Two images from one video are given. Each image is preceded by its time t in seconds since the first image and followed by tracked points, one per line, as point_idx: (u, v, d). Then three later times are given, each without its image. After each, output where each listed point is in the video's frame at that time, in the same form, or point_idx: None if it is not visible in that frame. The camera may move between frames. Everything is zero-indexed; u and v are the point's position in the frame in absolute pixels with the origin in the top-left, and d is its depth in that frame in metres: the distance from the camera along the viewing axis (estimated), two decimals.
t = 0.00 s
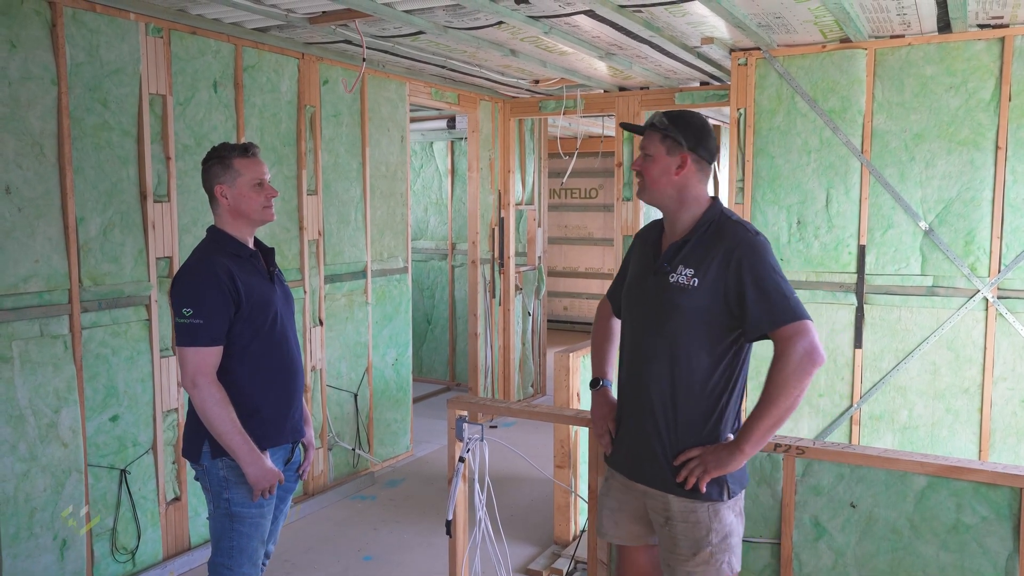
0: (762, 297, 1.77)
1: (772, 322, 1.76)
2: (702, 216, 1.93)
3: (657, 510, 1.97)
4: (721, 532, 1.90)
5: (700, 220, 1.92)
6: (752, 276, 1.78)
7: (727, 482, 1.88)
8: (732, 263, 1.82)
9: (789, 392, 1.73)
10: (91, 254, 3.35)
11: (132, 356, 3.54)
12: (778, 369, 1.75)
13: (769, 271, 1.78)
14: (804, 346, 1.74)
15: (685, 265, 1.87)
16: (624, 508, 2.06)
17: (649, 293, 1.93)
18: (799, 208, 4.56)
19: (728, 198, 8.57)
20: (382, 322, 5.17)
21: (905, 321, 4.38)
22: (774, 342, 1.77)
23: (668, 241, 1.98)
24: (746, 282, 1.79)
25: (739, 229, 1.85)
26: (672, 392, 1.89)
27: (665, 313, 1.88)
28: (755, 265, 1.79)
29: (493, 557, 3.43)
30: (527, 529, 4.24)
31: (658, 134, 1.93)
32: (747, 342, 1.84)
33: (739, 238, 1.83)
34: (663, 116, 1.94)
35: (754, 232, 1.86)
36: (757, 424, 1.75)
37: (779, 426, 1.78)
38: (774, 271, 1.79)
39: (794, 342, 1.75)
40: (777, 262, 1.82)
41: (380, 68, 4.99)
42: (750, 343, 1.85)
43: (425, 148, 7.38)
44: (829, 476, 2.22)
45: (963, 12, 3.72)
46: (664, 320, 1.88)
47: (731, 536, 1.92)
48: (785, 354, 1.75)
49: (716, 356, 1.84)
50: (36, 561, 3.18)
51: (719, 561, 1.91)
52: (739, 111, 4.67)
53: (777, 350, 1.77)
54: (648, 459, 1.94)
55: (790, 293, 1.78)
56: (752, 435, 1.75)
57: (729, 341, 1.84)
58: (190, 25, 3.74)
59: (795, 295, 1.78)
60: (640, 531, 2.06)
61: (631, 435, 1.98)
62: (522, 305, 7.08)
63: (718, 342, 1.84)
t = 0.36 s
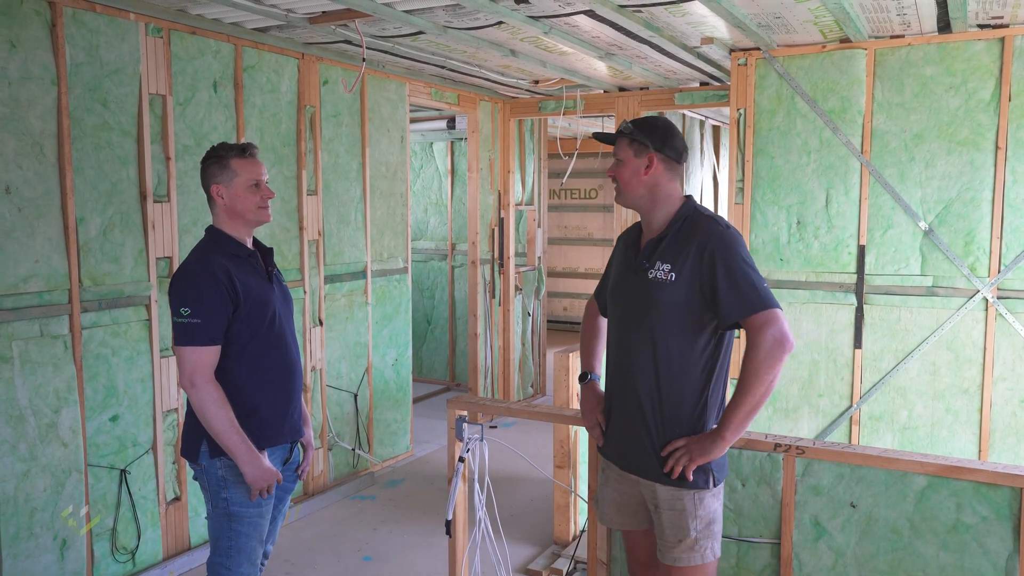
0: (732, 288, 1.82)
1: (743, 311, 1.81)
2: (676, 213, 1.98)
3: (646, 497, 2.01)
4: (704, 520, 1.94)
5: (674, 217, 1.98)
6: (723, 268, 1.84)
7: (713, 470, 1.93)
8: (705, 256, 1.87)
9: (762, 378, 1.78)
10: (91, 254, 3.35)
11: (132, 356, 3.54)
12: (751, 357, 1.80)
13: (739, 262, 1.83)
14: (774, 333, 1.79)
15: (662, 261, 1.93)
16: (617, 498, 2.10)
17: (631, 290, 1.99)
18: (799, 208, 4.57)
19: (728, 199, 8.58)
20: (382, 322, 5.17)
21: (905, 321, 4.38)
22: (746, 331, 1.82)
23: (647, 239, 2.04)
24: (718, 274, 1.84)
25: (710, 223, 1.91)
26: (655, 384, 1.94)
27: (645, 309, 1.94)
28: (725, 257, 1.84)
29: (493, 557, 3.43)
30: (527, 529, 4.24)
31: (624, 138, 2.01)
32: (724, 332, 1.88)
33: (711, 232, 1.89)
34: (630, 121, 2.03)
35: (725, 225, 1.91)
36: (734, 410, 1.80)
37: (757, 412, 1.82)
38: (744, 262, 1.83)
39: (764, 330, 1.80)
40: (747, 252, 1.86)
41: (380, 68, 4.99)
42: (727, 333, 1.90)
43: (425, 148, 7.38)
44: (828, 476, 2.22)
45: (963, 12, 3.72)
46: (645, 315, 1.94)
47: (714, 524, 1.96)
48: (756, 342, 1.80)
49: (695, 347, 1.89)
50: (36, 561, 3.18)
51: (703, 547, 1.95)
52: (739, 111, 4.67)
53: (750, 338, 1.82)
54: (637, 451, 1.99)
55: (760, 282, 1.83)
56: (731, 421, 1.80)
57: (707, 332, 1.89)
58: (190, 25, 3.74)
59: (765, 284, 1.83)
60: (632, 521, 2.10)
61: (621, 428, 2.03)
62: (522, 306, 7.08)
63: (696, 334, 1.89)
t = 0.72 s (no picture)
0: (727, 278, 1.84)
1: (739, 300, 1.83)
2: (663, 210, 2.00)
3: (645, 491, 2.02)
4: (703, 512, 1.96)
5: (662, 214, 2.00)
6: (715, 259, 1.86)
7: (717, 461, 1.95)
8: (696, 250, 1.89)
9: (762, 363, 1.81)
10: (91, 253, 3.35)
11: (132, 356, 3.54)
12: (751, 344, 1.83)
13: (730, 252, 1.86)
14: (771, 319, 1.82)
15: (654, 258, 1.94)
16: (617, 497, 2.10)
17: (627, 289, 2.00)
18: (799, 208, 4.57)
19: (728, 199, 8.58)
20: (382, 322, 5.17)
21: (905, 321, 4.39)
22: (743, 320, 1.84)
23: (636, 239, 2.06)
24: (711, 266, 1.86)
25: (698, 217, 1.93)
26: (656, 379, 1.94)
27: (642, 305, 1.95)
28: (716, 248, 1.87)
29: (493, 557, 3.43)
30: (527, 529, 4.24)
31: (610, 141, 2.04)
32: (721, 321, 1.91)
33: (699, 225, 1.91)
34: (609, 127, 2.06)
35: (712, 218, 1.94)
36: (738, 397, 1.83)
37: (760, 397, 1.85)
38: (735, 252, 1.86)
39: (760, 317, 1.82)
40: (737, 242, 1.89)
41: (380, 68, 4.99)
42: (724, 323, 1.92)
43: (425, 148, 7.39)
44: (828, 476, 2.23)
45: (963, 12, 3.72)
46: (641, 313, 1.95)
47: (712, 516, 1.98)
48: (754, 330, 1.82)
49: (695, 339, 1.91)
50: (37, 561, 3.19)
51: (701, 539, 1.96)
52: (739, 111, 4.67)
53: (747, 326, 1.85)
54: (640, 448, 1.99)
55: (753, 269, 1.85)
56: (735, 408, 1.83)
57: (705, 323, 1.91)
58: (190, 25, 3.74)
59: (758, 272, 1.85)
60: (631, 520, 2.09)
61: (622, 427, 2.03)
62: (522, 306, 7.08)
63: (693, 327, 1.91)
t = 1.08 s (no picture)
0: (743, 285, 1.84)
1: (754, 308, 1.83)
2: (682, 211, 1.99)
3: (652, 500, 2.01)
4: (713, 523, 1.96)
5: (679, 215, 1.99)
6: (732, 266, 1.85)
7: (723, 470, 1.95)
8: (713, 254, 1.89)
9: (774, 375, 1.81)
10: (92, 253, 3.36)
11: (133, 355, 3.55)
12: (764, 355, 1.82)
13: (748, 260, 1.85)
14: (785, 330, 1.81)
15: (669, 261, 1.94)
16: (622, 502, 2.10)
17: (638, 290, 1.99)
18: (799, 208, 4.56)
19: (728, 199, 8.58)
20: (382, 322, 5.17)
21: (905, 321, 4.38)
22: (757, 328, 1.84)
23: (652, 238, 2.04)
24: (728, 272, 1.86)
25: (717, 220, 1.92)
26: (664, 384, 1.94)
27: (654, 308, 1.94)
28: (734, 255, 1.86)
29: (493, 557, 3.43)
30: (528, 528, 4.24)
31: (656, 129, 2.00)
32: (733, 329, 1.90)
33: (717, 230, 1.90)
34: (654, 114, 2.02)
35: (731, 222, 1.92)
36: (747, 408, 1.82)
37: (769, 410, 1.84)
38: (753, 259, 1.85)
39: (775, 327, 1.82)
40: (755, 249, 1.88)
41: (380, 67, 4.99)
42: (736, 331, 1.92)
43: (425, 147, 7.38)
44: (828, 476, 2.23)
45: (963, 11, 3.71)
46: (653, 316, 1.95)
47: (721, 526, 1.98)
48: (768, 339, 1.82)
49: (706, 346, 1.90)
50: (38, 560, 3.19)
51: (712, 550, 1.96)
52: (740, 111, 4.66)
53: (760, 335, 1.84)
54: (644, 453, 1.99)
55: (769, 278, 1.85)
56: (744, 420, 1.82)
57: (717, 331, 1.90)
58: (190, 25, 3.74)
59: (774, 281, 1.85)
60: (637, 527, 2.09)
61: (626, 430, 2.03)
62: (522, 305, 7.08)
63: (705, 333, 1.90)
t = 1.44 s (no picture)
0: (775, 294, 1.84)
1: (787, 318, 1.83)
2: (709, 213, 1.98)
3: (673, 509, 2.01)
4: (738, 531, 1.96)
5: (707, 218, 1.98)
6: (765, 274, 1.86)
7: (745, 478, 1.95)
8: (743, 260, 1.89)
9: (808, 388, 1.81)
10: (93, 252, 3.36)
11: (133, 354, 3.55)
12: (797, 365, 1.83)
13: (781, 268, 1.86)
14: (821, 341, 1.82)
15: (696, 265, 1.93)
16: (634, 506, 2.08)
17: (662, 292, 1.98)
18: (801, 207, 4.56)
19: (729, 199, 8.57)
20: (383, 321, 5.17)
21: (906, 320, 4.38)
22: (790, 338, 1.85)
23: (677, 239, 2.04)
24: (759, 279, 1.86)
25: (748, 225, 1.92)
26: (688, 389, 1.93)
27: (681, 312, 1.93)
28: (767, 262, 1.86)
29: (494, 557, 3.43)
30: (529, 527, 4.24)
31: (694, 124, 1.99)
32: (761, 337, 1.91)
33: (748, 235, 1.90)
34: (693, 108, 2.01)
35: (762, 228, 1.92)
36: (779, 420, 1.83)
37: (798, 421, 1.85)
38: (786, 268, 1.86)
39: (809, 338, 1.82)
40: (786, 257, 1.89)
41: (381, 66, 4.99)
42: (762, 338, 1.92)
43: (426, 147, 7.38)
44: (828, 476, 2.22)
45: (965, 10, 3.71)
46: (679, 319, 1.94)
47: (746, 534, 1.98)
48: (801, 350, 1.82)
49: (733, 353, 1.91)
50: (39, 559, 3.19)
51: (738, 559, 1.96)
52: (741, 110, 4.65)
53: (792, 345, 1.85)
54: (664, 458, 1.98)
55: (802, 288, 1.85)
56: (774, 431, 1.83)
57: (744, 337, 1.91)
58: (191, 24, 3.74)
59: (808, 291, 1.86)
60: (654, 535, 2.09)
61: (645, 434, 2.03)
62: (524, 305, 7.07)
63: (732, 339, 1.91)
